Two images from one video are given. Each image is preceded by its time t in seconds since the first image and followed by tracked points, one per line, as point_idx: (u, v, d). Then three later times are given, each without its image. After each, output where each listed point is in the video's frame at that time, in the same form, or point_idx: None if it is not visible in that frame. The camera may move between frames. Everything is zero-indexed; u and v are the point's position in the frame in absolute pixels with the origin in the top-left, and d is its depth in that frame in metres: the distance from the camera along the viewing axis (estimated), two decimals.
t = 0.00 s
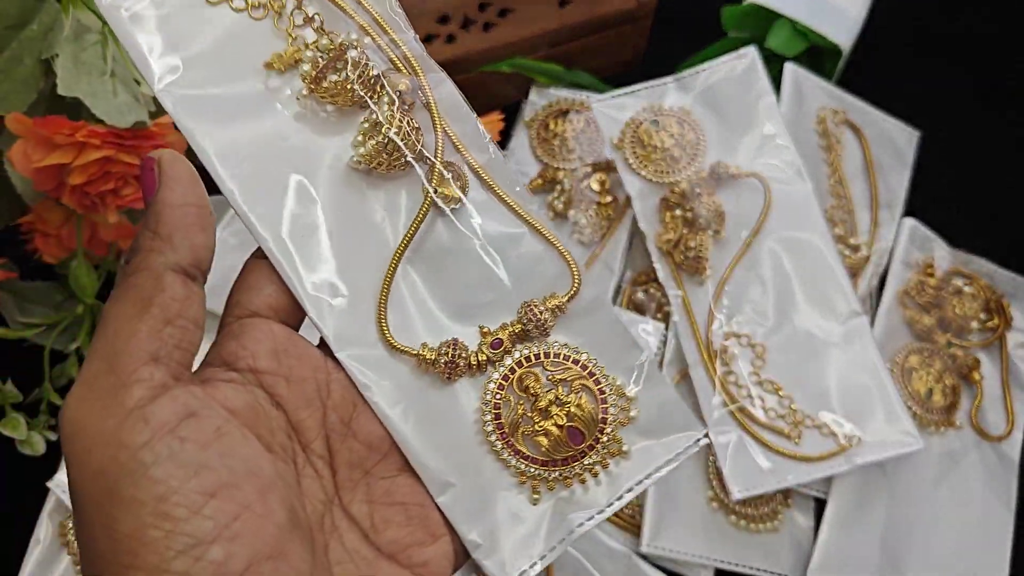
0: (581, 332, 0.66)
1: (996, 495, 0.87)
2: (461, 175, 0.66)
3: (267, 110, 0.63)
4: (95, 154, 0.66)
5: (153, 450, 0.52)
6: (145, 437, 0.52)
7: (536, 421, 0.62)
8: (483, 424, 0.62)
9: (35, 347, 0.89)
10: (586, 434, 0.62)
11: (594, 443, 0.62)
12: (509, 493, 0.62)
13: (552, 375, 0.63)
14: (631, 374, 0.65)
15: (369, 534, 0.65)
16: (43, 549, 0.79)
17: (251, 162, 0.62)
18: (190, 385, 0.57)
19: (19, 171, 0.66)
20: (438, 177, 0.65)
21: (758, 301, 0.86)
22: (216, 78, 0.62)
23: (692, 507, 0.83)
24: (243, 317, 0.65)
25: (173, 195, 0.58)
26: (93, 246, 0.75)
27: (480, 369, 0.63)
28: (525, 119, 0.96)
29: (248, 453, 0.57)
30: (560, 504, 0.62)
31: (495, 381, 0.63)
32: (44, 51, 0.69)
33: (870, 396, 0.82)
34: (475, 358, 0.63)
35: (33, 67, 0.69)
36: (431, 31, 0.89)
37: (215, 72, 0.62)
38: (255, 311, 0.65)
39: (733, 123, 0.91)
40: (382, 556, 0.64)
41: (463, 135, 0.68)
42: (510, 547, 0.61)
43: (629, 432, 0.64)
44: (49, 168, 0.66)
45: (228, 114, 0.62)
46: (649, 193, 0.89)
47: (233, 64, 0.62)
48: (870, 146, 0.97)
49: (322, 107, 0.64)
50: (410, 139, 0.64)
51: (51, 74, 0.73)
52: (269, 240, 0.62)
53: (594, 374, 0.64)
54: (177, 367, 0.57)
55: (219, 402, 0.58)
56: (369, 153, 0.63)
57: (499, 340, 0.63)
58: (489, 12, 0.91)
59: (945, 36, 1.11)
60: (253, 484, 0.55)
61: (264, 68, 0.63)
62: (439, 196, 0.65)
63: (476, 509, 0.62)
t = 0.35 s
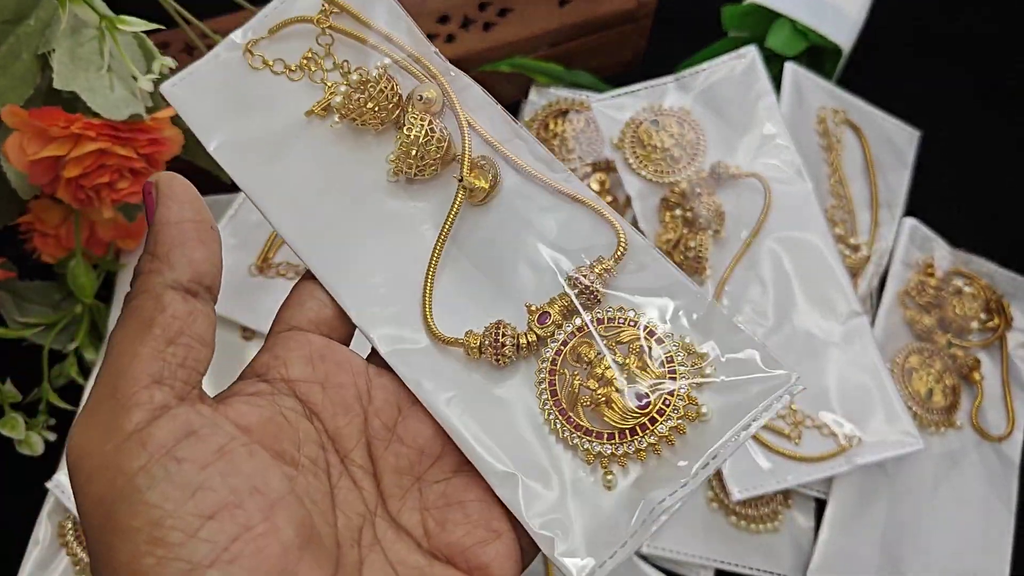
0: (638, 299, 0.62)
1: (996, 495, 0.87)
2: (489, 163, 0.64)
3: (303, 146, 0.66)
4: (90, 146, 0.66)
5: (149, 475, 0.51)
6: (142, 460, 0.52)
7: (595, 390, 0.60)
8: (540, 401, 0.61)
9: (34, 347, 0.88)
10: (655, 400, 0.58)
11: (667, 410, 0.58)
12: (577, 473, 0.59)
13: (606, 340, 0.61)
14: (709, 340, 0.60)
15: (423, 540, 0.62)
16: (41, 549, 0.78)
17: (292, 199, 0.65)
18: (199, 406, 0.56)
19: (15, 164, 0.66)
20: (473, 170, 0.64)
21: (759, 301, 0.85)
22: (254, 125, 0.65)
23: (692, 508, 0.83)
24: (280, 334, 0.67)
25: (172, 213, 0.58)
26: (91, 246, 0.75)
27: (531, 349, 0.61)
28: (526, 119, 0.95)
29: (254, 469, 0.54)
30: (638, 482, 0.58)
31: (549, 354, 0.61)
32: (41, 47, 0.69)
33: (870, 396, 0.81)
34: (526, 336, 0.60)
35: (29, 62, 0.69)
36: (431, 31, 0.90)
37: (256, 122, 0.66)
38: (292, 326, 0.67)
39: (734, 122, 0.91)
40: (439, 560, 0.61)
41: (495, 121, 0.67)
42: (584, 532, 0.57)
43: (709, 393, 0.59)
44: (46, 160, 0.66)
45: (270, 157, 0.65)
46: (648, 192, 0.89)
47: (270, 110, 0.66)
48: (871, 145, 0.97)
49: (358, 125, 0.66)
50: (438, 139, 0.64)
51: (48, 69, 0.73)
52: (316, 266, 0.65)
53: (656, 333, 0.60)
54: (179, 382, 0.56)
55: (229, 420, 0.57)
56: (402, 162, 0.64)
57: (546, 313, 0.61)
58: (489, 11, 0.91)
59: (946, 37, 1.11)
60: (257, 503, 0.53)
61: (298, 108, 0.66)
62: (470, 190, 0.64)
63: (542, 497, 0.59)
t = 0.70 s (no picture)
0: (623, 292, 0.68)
1: (997, 495, 0.87)
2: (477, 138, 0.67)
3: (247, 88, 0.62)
4: (92, 147, 0.67)
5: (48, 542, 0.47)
6: (39, 524, 0.47)
7: (599, 391, 0.63)
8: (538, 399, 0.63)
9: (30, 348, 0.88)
10: (660, 404, 0.63)
11: (674, 416, 0.63)
12: (582, 480, 0.64)
13: (610, 340, 0.65)
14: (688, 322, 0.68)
15: (381, 565, 0.62)
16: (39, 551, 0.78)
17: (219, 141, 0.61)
18: (108, 438, 0.51)
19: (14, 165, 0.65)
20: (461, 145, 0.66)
21: (759, 300, 0.85)
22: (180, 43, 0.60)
23: (692, 508, 0.82)
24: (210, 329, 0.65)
25: (68, 195, 0.52)
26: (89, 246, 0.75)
27: (527, 345, 0.64)
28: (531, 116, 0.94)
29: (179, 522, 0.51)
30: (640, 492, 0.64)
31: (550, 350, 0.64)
32: (43, 47, 0.68)
33: (871, 396, 0.81)
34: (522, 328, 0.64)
35: (31, 62, 0.69)
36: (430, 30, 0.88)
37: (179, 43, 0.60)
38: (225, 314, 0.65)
39: (734, 122, 0.91)
40: None
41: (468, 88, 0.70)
42: (588, 546, 0.62)
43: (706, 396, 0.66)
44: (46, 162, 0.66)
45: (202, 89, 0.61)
46: (648, 192, 0.89)
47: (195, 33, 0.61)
48: (872, 145, 0.97)
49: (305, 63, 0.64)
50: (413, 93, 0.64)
51: (50, 70, 0.72)
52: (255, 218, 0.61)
53: (658, 335, 0.65)
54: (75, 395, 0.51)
55: (145, 454, 0.52)
56: (369, 117, 0.63)
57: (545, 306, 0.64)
58: (489, 10, 0.90)
59: (948, 36, 1.10)
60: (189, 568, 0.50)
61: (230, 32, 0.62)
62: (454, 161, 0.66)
63: (547, 508, 0.62)
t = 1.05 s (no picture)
0: (617, 266, 0.68)
1: (999, 496, 0.86)
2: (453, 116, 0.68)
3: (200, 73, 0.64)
4: (88, 147, 0.66)
5: None
6: None
7: (598, 365, 0.63)
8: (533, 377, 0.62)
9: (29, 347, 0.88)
10: (665, 380, 0.63)
11: (680, 391, 0.63)
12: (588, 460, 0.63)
13: (608, 314, 0.64)
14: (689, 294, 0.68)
15: None
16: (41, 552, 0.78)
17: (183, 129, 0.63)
18: (29, 469, 0.50)
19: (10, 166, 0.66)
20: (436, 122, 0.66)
21: (760, 300, 0.85)
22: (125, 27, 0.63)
23: (693, 509, 0.82)
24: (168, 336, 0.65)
25: None
26: (88, 246, 0.75)
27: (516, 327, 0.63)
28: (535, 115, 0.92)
29: (108, 561, 0.49)
30: (648, 472, 0.63)
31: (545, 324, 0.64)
32: (40, 47, 0.69)
33: (873, 397, 0.81)
34: (513, 306, 0.62)
35: (28, 61, 0.70)
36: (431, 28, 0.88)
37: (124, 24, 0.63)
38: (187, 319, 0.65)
39: (734, 120, 0.91)
40: None
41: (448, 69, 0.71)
42: (596, 533, 0.61)
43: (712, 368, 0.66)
44: (45, 162, 0.66)
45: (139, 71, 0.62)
46: (650, 192, 0.88)
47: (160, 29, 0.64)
48: (873, 144, 0.97)
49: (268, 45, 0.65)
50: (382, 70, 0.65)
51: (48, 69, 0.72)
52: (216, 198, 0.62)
53: (657, 308, 0.64)
54: None
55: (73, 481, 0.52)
56: (335, 91, 0.63)
57: (535, 282, 0.63)
58: (489, 9, 0.90)
59: (951, 35, 1.10)
60: None
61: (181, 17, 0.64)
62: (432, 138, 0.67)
63: (550, 496, 0.62)
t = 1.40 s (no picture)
0: (651, 296, 0.68)
1: (999, 496, 0.86)
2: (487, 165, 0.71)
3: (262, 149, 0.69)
4: (89, 145, 0.67)
5: None
6: None
7: (620, 384, 0.63)
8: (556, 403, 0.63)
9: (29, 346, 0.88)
10: (691, 397, 0.62)
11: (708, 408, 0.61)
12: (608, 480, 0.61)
13: (632, 335, 0.64)
14: (729, 324, 0.67)
15: None
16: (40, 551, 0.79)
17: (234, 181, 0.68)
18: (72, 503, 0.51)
19: (14, 163, 0.66)
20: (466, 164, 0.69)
21: (760, 301, 0.85)
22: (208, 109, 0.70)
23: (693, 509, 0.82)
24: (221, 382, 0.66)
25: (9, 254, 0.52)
26: (89, 246, 0.75)
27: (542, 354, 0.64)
28: (528, 117, 0.93)
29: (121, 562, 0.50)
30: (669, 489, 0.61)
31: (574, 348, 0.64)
32: (40, 46, 0.69)
33: (873, 397, 0.81)
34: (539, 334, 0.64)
35: (29, 61, 0.70)
36: (431, 28, 0.88)
37: (201, 105, 0.70)
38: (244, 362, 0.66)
39: (734, 120, 0.91)
40: None
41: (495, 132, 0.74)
42: (613, 553, 0.59)
43: (749, 394, 0.63)
44: (46, 159, 0.67)
45: (210, 145, 0.69)
46: (650, 191, 0.89)
47: (228, 99, 0.70)
48: (873, 144, 0.97)
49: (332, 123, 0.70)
50: (424, 129, 0.69)
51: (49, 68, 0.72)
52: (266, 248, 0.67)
53: (685, 329, 0.64)
54: None
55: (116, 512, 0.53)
56: (380, 151, 0.68)
57: (560, 308, 0.64)
58: (489, 9, 0.90)
59: (951, 35, 1.10)
60: None
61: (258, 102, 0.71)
62: (468, 182, 0.70)
63: (567, 515, 0.60)
